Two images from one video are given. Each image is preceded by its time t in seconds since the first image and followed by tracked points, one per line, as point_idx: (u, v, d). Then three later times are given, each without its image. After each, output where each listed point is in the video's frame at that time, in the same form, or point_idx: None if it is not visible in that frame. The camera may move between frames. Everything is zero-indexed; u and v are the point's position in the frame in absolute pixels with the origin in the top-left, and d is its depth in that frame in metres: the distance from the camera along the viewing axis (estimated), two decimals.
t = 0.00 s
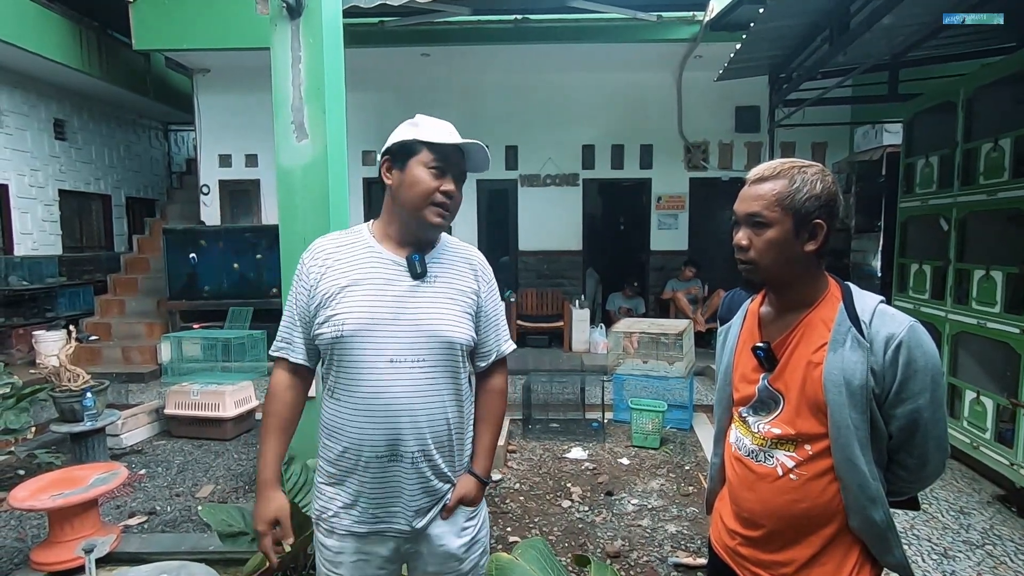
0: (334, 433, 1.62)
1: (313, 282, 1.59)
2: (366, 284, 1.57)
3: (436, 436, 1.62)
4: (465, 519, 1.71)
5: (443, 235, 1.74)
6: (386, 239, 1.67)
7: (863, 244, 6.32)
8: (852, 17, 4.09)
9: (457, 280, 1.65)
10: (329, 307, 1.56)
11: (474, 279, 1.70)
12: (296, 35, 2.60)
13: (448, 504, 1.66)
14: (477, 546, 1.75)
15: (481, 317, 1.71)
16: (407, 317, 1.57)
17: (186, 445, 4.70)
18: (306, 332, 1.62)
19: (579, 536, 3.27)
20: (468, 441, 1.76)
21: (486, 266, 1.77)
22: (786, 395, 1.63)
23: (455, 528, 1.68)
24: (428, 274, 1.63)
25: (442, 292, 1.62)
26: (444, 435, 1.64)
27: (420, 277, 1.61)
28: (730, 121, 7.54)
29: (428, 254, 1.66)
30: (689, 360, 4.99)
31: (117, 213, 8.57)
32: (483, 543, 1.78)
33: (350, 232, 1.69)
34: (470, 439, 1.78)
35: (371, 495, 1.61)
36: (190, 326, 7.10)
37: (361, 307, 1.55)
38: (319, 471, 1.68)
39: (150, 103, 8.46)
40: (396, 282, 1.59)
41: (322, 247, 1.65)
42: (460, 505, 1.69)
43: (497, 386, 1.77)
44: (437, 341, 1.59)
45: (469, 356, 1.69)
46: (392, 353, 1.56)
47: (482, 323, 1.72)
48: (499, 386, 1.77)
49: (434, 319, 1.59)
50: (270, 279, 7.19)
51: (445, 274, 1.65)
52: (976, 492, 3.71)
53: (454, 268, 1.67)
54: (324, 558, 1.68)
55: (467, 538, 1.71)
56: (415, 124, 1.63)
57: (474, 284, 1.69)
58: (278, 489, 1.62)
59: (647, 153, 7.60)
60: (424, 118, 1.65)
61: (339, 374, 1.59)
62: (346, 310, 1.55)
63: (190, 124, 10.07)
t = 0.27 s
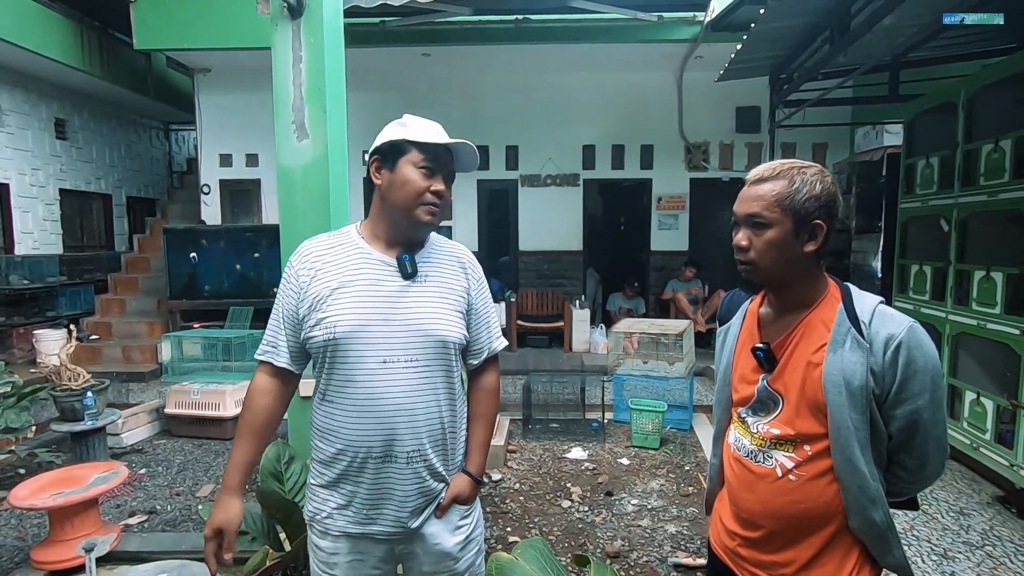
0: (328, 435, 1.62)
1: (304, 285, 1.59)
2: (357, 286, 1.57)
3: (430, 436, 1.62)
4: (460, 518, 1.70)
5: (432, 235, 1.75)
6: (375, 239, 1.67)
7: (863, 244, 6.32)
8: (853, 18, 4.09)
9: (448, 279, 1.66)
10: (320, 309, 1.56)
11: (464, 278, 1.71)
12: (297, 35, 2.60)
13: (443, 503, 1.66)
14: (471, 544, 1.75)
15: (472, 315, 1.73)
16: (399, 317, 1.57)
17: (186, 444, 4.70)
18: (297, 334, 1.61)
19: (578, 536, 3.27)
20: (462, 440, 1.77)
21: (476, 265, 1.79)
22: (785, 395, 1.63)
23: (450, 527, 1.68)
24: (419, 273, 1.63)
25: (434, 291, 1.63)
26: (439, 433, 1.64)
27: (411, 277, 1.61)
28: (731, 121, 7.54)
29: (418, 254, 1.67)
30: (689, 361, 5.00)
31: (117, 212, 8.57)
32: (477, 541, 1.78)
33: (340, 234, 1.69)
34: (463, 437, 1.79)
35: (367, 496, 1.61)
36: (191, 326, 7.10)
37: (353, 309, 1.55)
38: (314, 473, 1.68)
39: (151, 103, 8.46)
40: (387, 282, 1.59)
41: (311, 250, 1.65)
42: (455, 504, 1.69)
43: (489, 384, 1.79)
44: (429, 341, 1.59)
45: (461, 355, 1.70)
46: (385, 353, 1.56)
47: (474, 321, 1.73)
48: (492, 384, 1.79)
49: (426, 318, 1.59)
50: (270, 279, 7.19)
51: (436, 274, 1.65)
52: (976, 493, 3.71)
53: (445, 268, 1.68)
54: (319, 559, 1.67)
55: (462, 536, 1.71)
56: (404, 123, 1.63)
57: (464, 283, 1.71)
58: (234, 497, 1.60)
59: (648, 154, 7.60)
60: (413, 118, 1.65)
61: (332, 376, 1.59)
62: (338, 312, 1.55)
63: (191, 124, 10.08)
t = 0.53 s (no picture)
0: (319, 438, 1.61)
1: (292, 288, 1.58)
2: (346, 288, 1.56)
3: (421, 437, 1.62)
4: (448, 518, 1.71)
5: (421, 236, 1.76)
6: (365, 240, 1.67)
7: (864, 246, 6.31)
8: (854, 20, 4.09)
9: (437, 281, 1.67)
10: (309, 313, 1.55)
11: (454, 279, 1.72)
12: (299, 36, 2.61)
13: (434, 504, 1.67)
14: (460, 544, 1.75)
15: (462, 316, 1.73)
16: (389, 319, 1.57)
17: (187, 444, 4.71)
18: (285, 338, 1.60)
19: (579, 537, 3.27)
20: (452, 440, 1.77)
21: (465, 266, 1.80)
22: (786, 397, 1.63)
23: (437, 527, 1.68)
24: (409, 275, 1.64)
25: (423, 293, 1.63)
26: (429, 435, 1.64)
27: (400, 279, 1.61)
28: (732, 122, 7.54)
29: (407, 257, 1.67)
30: (690, 362, 4.99)
31: (119, 212, 8.58)
32: (465, 541, 1.78)
33: (330, 236, 1.69)
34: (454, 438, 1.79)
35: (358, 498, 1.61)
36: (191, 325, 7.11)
37: (343, 312, 1.55)
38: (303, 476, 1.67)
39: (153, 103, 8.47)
40: (377, 284, 1.59)
41: (299, 252, 1.64)
42: (444, 504, 1.70)
43: (479, 384, 1.79)
44: (420, 342, 1.59)
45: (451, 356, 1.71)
46: (375, 355, 1.56)
47: (463, 322, 1.74)
48: (482, 384, 1.79)
49: (416, 321, 1.60)
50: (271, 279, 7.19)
51: (425, 276, 1.66)
52: (977, 496, 3.71)
53: (433, 270, 1.68)
54: (307, 560, 1.67)
55: (451, 536, 1.71)
56: (391, 125, 1.63)
57: (453, 284, 1.71)
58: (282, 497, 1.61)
59: (649, 155, 7.60)
60: (400, 120, 1.65)
61: (322, 379, 1.58)
62: (327, 315, 1.54)
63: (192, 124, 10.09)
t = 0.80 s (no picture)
0: (309, 440, 1.61)
1: (282, 291, 1.58)
2: (337, 291, 1.56)
3: (411, 440, 1.62)
4: (439, 518, 1.71)
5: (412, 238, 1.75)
6: (355, 242, 1.66)
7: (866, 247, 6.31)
8: (857, 21, 4.09)
9: (428, 283, 1.67)
10: (300, 315, 1.55)
11: (445, 281, 1.72)
12: (303, 36, 2.61)
13: (424, 505, 1.67)
14: (450, 544, 1.73)
15: (452, 318, 1.74)
16: (380, 322, 1.57)
17: (189, 443, 4.71)
18: (275, 340, 1.60)
19: (580, 538, 3.27)
20: (443, 442, 1.78)
21: (457, 267, 1.80)
22: (788, 400, 1.62)
23: (427, 527, 1.67)
24: (400, 277, 1.63)
25: (414, 295, 1.63)
26: (420, 437, 1.65)
27: (391, 282, 1.61)
28: (734, 123, 7.53)
29: (398, 258, 1.67)
30: (691, 363, 4.99)
31: (121, 211, 8.59)
32: (456, 541, 1.76)
33: (321, 237, 1.68)
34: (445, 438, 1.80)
35: (349, 500, 1.61)
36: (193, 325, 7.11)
37: (333, 315, 1.54)
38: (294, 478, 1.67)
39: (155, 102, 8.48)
40: (367, 287, 1.59)
41: (290, 254, 1.64)
42: (435, 505, 1.70)
43: (470, 385, 1.80)
44: (410, 345, 1.59)
45: (442, 358, 1.71)
46: (365, 358, 1.56)
47: (454, 324, 1.74)
48: (473, 385, 1.79)
49: (407, 323, 1.60)
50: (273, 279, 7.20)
51: (417, 277, 1.66)
52: (979, 498, 3.70)
53: (425, 271, 1.68)
54: (297, 560, 1.66)
55: (441, 536, 1.70)
56: (381, 127, 1.63)
57: (444, 286, 1.71)
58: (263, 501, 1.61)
59: (651, 156, 7.60)
60: (389, 121, 1.65)
61: (312, 382, 1.58)
62: (318, 317, 1.54)
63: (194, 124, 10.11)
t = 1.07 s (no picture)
0: (300, 442, 1.61)
1: (271, 294, 1.58)
2: (325, 293, 1.56)
3: (403, 439, 1.62)
4: (433, 517, 1.70)
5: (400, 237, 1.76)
6: (343, 243, 1.67)
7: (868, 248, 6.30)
8: (859, 23, 4.09)
9: (417, 282, 1.67)
10: (289, 318, 1.55)
11: (434, 281, 1.72)
12: (304, 36, 2.62)
13: (417, 504, 1.66)
14: (443, 543, 1.73)
15: (443, 317, 1.73)
16: (369, 322, 1.57)
17: (190, 443, 4.72)
18: (265, 343, 1.60)
19: (581, 539, 3.27)
20: (435, 441, 1.77)
21: (446, 266, 1.80)
22: (789, 402, 1.62)
23: (420, 526, 1.67)
24: (388, 278, 1.63)
25: (403, 295, 1.63)
26: (411, 437, 1.64)
27: (379, 283, 1.61)
28: (736, 124, 7.53)
29: (385, 258, 1.67)
30: (693, 364, 4.99)
31: (124, 211, 8.61)
32: (449, 539, 1.77)
33: (307, 239, 1.68)
34: (437, 437, 1.80)
35: (341, 501, 1.61)
36: (195, 325, 7.12)
37: (322, 316, 1.54)
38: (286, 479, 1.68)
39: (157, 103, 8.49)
40: (355, 288, 1.58)
41: (278, 256, 1.64)
42: (428, 505, 1.69)
43: (461, 383, 1.80)
44: (400, 345, 1.59)
45: (433, 357, 1.71)
46: (355, 359, 1.56)
47: (444, 322, 1.74)
48: (464, 383, 1.79)
49: (396, 323, 1.60)
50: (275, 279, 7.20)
51: (406, 277, 1.66)
52: (980, 500, 3.69)
53: (414, 271, 1.68)
54: (292, 561, 1.67)
55: (435, 535, 1.70)
56: (366, 127, 1.63)
57: (433, 285, 1.71)
58: (222, 507, 1.61)
59: (653, 156, 7.60)
60: (375, 120, 1.65)
61: (302, 384, 1.58)
62: (306, 319, 1.54)
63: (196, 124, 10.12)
